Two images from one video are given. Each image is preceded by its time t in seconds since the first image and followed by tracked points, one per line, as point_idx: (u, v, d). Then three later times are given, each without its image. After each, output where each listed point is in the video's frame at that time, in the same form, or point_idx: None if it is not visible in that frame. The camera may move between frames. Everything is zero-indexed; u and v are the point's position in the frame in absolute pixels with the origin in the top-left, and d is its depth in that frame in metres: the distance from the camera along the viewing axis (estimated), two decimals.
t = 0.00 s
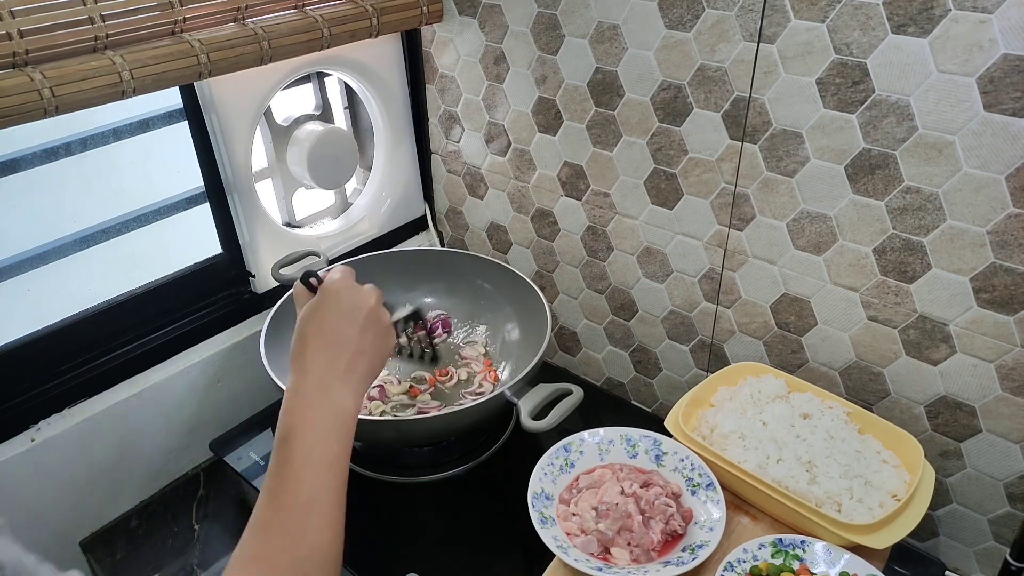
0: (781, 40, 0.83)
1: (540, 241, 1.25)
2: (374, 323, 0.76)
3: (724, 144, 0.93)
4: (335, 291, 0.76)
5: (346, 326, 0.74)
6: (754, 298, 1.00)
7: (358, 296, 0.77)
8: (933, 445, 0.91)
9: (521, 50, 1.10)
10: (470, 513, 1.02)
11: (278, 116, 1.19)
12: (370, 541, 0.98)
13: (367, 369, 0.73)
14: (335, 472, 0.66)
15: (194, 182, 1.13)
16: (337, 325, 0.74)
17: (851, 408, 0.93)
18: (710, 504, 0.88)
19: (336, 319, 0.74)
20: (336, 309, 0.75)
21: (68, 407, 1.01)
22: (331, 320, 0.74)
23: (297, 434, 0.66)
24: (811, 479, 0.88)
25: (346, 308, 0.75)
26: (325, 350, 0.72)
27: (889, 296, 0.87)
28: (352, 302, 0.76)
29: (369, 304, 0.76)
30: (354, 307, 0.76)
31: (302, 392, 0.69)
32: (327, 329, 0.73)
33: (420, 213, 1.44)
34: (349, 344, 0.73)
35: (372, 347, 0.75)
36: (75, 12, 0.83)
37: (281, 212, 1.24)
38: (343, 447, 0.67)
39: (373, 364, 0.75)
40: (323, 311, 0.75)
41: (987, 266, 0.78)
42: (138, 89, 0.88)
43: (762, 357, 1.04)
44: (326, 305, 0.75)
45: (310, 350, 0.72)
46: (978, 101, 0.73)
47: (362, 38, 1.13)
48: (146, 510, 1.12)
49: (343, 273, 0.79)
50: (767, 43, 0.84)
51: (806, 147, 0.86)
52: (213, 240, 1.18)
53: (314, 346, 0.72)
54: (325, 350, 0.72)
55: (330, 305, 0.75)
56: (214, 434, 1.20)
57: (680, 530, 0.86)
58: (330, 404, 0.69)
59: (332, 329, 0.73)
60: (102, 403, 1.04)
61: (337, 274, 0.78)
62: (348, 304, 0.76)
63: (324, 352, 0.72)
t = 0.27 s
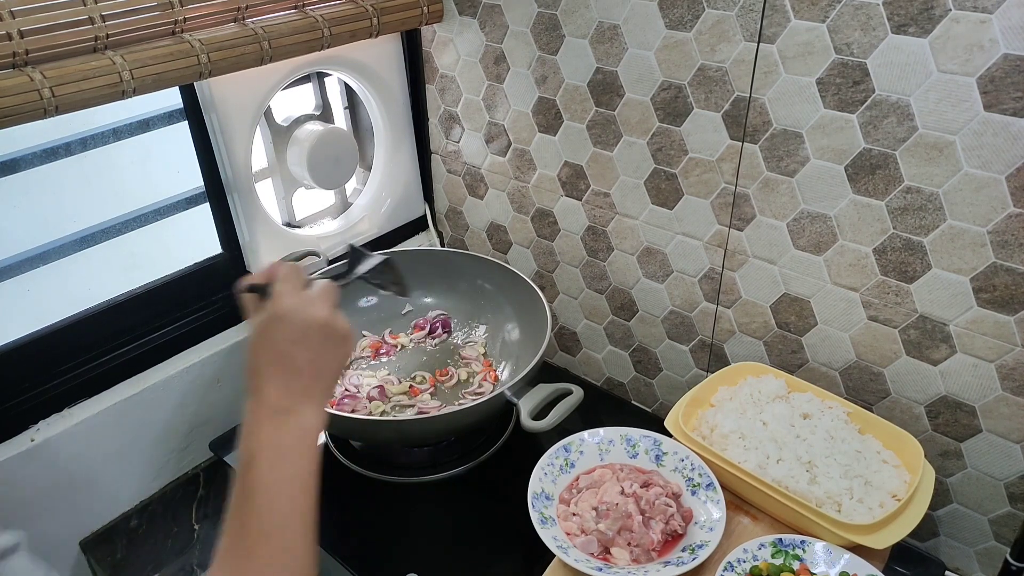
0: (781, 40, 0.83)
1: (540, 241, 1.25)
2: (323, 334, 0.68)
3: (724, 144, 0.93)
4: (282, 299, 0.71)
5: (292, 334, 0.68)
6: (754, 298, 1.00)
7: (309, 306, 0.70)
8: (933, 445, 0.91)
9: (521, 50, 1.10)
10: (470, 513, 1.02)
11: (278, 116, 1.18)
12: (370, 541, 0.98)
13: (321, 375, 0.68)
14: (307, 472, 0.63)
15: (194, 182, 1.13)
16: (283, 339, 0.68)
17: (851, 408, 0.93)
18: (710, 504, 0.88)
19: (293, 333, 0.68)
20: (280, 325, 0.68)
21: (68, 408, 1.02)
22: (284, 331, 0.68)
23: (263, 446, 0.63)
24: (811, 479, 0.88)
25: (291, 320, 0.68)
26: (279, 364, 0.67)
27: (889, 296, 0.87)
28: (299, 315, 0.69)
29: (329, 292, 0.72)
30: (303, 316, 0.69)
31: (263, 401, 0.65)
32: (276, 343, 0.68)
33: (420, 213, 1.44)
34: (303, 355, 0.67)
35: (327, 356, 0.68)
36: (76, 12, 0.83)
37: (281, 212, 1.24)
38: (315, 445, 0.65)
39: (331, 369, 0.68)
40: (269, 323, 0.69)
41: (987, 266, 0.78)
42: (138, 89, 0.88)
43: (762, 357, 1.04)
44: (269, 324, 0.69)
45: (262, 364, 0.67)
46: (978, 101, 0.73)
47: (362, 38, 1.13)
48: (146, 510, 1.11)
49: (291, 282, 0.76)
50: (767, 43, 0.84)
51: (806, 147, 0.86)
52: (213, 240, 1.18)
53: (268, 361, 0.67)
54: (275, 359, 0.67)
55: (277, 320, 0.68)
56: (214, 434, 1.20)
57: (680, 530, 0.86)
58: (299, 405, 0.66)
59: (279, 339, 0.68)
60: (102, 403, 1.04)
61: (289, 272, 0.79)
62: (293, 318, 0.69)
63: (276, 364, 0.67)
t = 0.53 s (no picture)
0: (781, 40, 0.83)
1: (540, 241, 1.25)
2: (250, 411, 0.73)
3: (724, 144, 0.93)
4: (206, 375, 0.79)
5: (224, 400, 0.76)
6: (754, 298, 1.00)
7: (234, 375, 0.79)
8: (933, 445, 0.91)
9: (521, 50, 1.10)
10: (471, 513, 1.02)
11: (278, 116, 1.18)
12: (370, 541, 0.98)
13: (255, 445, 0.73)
14: (233, 549, 0.66)
15: (194, 182, 1.13)
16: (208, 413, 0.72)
17: (851, 408, 0.93)
18: (710, 504, 0.88)
19: (214, 415, 0.72)
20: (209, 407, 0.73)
21: (68, 408, 1.02)
22: (203, 415, 0.72)
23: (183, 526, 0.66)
24: (811, 479, 0.88)
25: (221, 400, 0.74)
26: (203, 449, 0.70)
27: (889, 296, 0.87)
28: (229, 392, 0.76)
29: (257, 363, 0.80)
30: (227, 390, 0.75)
31: (185, 489, 0.68)
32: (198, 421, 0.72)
33: (420, 213, 1.44)
34: (227, 430, 0.72)
35: (260, 435, 0.73)
36: (76, 12, 0.83)
37: (281, 213, 1.24)
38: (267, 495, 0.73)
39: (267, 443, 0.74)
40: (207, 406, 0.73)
41: (987, 266, 0.78)
42: (138, 89, 0.88)
43: (762, 357, 1.04)
44: (184, 409, 0.73)
45: (181, 451, 0.71)
46: (978, 101, 0.73)
47: (362, 38, 1.13)
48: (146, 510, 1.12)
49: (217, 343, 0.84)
50: (767, 43, 0.84)
51: (806, 147, 0.86)
52: (214, 240, 1.18)
53: (189, 441, 0.71)
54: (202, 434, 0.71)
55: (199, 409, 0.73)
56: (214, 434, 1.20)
57: (680, 530, 0.86)
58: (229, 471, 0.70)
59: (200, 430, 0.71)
60: (102, 403, 1.04)
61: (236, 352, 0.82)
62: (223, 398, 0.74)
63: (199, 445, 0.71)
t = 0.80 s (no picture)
0: (781, 40, 0.83)
1: (540, 241, 1.25)
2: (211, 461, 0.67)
3: (724, 144, 0.93)
4: (160, 411, 0.65)
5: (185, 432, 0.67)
6: (754, 298, 1.00)
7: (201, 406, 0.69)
8: (933, 445, 0.91)
9: (521, 50, 1.10)
10: (471, 513, 1.02)
11: (278, 116, 1.18)
12: (370, 541, 0.98)
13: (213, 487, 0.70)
14: None
15: (194, 182, 1.13)
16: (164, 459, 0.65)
17: (851, 408, 0.93)
18: (710, 504, 0.88)
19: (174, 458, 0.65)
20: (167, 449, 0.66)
21: (68, 408, 1.02)
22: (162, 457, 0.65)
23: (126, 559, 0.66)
24: (811, 479, 0.88)
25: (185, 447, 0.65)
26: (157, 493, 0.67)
27: (889, 296, 0.87)
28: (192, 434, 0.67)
29: (227, 392, 0.70)
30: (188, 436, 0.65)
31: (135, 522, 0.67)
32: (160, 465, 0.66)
33: (420, 213, 1.43)
34: (191, 479, 0.67)
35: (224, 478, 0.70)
36: (76, 12, 0.83)
37: (281, 213, 1.24)
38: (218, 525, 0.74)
39: (227, 486, 0.71)
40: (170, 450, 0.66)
41: (987, 266, 0.79)
42: (138, 89, 0.88)
43: (762, 357, 1.04)
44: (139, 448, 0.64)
45: (129, 493, 0.66)
46: (978, 101, 0.73)
47: (362, 38, 1.13)
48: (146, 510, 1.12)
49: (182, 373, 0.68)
50: (767, 43, 0.84)
51: (806, 147, 0.86)
52: (214, 240, 1.18)
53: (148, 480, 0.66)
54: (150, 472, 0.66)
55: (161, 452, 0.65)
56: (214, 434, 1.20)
57: (680, 530, 0.86)
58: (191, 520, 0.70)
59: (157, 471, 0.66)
60: (102, 403, 1.04)
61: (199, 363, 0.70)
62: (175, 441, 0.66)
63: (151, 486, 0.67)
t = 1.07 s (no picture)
0: (781, 40, 0.83)
1: (540, 241, 1.25)
2: (177, 482, 0.73)
3: (724, 144, 0.93)
4: (127, 434, 0.71)
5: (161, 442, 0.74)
6: (754, 298, 1.00)
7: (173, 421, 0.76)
8: (933, 445, 0.91)
9: (521, 49, 1.10)
10: (471, 513, 1.02)
11: (278, 116, 1.18)
12: (370, 541, 0.98)
13: (177, 505, 0.76)
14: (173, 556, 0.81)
15: (194, 182, 1.13)
16: (125, 476, 0.71)
17: (851, 408, 0.93)
18: (710, 504, 0.88)
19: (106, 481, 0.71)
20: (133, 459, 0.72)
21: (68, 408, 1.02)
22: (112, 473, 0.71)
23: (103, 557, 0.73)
24: (811, 479, 0.88)
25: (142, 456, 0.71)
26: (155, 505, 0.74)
27: (889, 296, 0.87)
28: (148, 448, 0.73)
29: (188, 418, 0.76)
30: (155, 456, 0.71)
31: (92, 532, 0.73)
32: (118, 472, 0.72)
33: (420, 213, 1.44)
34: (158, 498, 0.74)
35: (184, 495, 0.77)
36: (75, 12, 0.83)
37: (281, 213, 1.24)
38: (175, 541, 0.81)
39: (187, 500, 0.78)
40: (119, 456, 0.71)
41: (987, 266, 0.78)
42: (138, 89, 0.88)
43: (762, 357, 1.04)
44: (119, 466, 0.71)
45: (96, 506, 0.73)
46: (978, 101, 0.73)
47: (362, 38, 1.13)
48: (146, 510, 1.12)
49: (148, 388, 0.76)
50: (767, 43, 0.84)
51: (806, 147, 0.86)
52: (214, 240, 1.18)
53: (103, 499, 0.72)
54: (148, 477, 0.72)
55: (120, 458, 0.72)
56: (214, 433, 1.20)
57: (680, 530, 0.86)
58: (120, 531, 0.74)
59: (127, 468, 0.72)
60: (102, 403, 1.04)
61: (203, 395, 0.77)
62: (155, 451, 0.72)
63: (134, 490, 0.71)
